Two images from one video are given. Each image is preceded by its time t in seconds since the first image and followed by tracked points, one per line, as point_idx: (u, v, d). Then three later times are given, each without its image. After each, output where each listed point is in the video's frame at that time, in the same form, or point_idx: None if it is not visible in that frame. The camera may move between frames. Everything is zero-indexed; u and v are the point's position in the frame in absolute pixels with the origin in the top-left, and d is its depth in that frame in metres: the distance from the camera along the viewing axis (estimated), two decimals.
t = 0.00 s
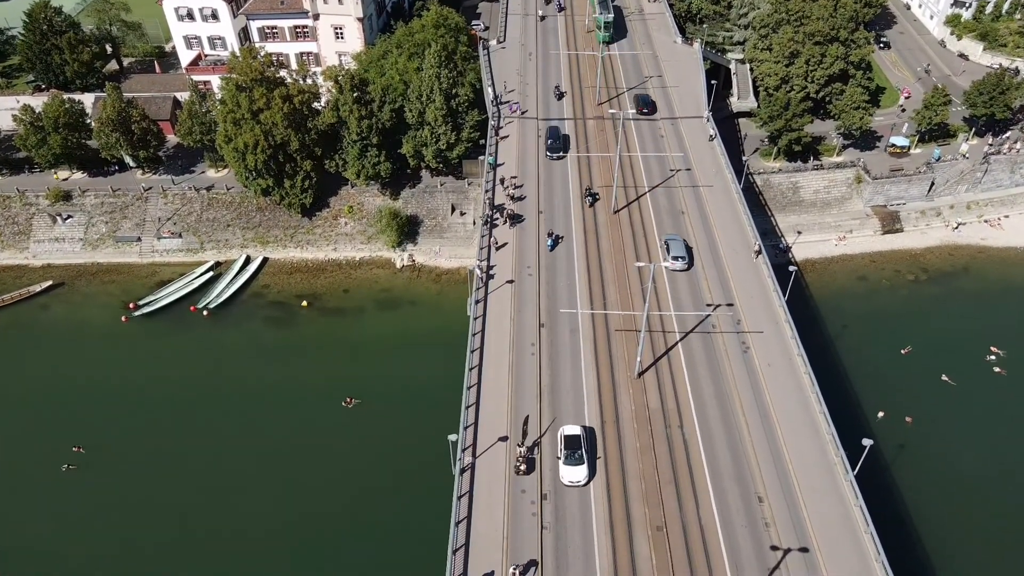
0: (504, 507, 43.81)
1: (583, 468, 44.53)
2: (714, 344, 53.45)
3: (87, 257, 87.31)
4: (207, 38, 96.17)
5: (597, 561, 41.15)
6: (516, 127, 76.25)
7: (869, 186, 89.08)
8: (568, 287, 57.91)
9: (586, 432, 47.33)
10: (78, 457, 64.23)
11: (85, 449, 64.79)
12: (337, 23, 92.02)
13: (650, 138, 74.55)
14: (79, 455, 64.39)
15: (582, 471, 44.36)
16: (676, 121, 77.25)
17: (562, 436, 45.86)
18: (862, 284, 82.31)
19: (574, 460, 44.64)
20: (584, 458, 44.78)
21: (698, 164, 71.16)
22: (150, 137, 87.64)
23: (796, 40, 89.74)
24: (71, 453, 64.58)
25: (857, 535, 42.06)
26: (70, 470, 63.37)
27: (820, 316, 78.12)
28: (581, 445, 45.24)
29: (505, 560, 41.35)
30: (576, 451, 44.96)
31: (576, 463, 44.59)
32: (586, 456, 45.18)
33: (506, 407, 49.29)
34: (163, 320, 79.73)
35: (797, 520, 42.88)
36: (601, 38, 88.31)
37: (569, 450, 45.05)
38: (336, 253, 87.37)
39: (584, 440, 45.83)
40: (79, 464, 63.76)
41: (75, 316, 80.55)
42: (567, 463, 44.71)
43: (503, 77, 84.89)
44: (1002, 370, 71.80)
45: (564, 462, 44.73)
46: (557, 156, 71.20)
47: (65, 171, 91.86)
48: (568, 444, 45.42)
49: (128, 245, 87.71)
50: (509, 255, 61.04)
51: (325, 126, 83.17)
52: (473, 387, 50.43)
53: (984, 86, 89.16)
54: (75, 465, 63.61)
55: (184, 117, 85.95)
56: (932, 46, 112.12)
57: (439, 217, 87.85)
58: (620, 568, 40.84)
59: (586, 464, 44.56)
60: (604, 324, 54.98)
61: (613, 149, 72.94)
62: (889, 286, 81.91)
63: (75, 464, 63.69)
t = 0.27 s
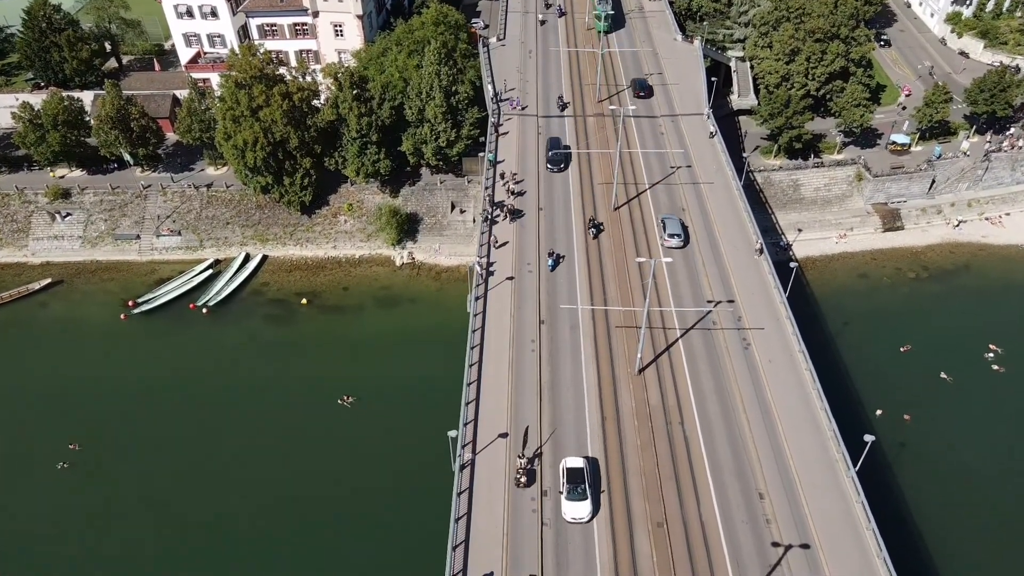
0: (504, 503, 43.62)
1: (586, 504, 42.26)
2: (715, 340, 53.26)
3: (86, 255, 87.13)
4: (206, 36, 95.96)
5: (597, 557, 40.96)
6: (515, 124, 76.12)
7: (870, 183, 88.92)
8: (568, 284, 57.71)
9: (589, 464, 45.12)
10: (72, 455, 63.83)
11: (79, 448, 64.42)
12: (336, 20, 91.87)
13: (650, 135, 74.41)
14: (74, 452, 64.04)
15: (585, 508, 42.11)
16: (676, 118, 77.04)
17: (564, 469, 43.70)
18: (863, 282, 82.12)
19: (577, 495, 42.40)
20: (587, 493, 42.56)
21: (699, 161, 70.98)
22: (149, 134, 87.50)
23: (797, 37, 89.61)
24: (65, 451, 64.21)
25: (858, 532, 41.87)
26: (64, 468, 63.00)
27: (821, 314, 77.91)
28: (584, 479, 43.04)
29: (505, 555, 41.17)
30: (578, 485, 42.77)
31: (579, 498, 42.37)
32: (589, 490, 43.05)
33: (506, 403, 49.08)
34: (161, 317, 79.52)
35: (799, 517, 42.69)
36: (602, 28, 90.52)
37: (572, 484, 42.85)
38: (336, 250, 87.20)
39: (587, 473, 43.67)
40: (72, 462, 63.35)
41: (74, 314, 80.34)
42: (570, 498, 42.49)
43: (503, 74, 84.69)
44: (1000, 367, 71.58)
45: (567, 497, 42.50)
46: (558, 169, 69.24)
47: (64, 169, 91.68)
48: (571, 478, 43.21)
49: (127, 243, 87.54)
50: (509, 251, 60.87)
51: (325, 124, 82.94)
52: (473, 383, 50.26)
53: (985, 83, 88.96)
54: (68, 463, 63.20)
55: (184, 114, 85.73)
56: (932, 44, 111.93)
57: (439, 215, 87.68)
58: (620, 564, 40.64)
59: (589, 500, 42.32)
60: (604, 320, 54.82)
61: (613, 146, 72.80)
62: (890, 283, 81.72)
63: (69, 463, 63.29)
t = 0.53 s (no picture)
0: (504, 500, 43.40)
1: (589, 540, 40.48)
2: (716, 337, 53.09)
3: (84, 253, 86.92)
4: (205, 34, 95.78)
5: (598, 554, 40.79)
6: (515, 121, 75.98)
7: (870, 181, 88.73)
8: (568, 281, 57.50)
9: (592, 495, 43.23)
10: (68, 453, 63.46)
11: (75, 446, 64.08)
12: (336, 18, 91.77)
13: (650, 132, 74.27)
14: (69, 451, 63.67)
15: (589, 543, 40.31)
16: (677, 116, 76.87)
17: (567, 501, 41.90)
18: (863, 280, 81.91)
19: (580, 530, 40.61)
20: (590, 528, 40.76)
21: (699, 158, 70.81)
22: (147, 132, 87.41)
23: (797, 35, 89.66)
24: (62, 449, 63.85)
25: (859, 529, 41.70)
26: (60, 467, 62.64)
27: (822, 312, 77.71)
28: (587, 512, 41.25)
29: (505, 552, 40.99)
30: (581, 519, 40.96)
31: (582, 533, 40.59)
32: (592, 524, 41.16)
33: (506, 400, 48.89)
34: (160, 315, 79.29)
35: (800, 513, 42.52)
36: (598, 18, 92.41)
37: (574, 518, 41.00)
38: (335, 248, 86.99)
39: (590, 506, 41.85)
40: (68, 460, 63.00)
41: (72, 311, 80.13)
42: (572, 533, 40.63)
43: (503, 72, 84.47)
44: (998, 365, 71.32)
45: (569, 532, 40.69)
46: (559, 181, 67.14)
47: (63, 167, 91.46)
48: (574, 511, 41.42)
49: (126, 241, 87.34)
50: (509, 248, 60.69)
51: (324, 121, 82.72)
52: (473, 380, 50.08)
53: (985, 81, 88.80)
54: (64, 461, 62.86)
55: (183, 112, 85.50)
56: (933, 42, 111.71)
57: (439, 213, 87.47)
58: (620, 561, 40.47)
59: (592, 535, 40.54)
60: (604, 317, 54.67)
61: (614, 143, 72.66)
62: (891, 281, 81.52)
63: (65, 461, 62.94)
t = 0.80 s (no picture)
0: (504, 498, 43.09)
1: None
2: (717, 334, 52.84)
3: (83, 251, 86.61)
4: (204, 31, 95.54)
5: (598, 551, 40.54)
6: (515, 118, 75.75)
7: (871, 179, 88.48)
8: (569, 277, 57.28)
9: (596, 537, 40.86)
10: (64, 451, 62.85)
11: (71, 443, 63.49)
12: (335, 15, 91.55)
13: (650, 129, 74.09)
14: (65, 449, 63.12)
15: None
16: (677, 113, 76.66)
17: (569, 546, 39.44)
18: (865, 277, 81.61)
19: None
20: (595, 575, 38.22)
21: (700, 154, 70.56)
22: (146, 130, 87.21)
23: (798, 33, 89.60)
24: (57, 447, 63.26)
25: (861, 526, 41.43)
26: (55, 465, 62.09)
27: (823, 309, 77.42)
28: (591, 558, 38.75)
29: (504, 550, 40.69)
30: (585, 566, 38.47)
31: None
32: (598, 572, 38.72)
33: (506, 397, 48.64)
34: (158, 313, 78.98)
35: (801, 510, 42.24)
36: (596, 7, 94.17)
37: (578, 564, 38.56)
38: (335, 246, 86.71)
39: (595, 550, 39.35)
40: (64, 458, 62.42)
41: (70, 309, 79.82)
42: None
43: (503, 69, 84.20)
44: (997, 363, 70.95)
45: None
46: (560, 198, 64.44)
47: (61, 165, 91.15)
48: (577, 556, 38.93)
49: (124, 238, 87.05)
50: (509, 245, 60.46)
51: (324, 118, 82.44)
52: (473, 376, 49.82)
53: (986, 78, 88.55)
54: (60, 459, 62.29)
55: (182, 109, 85.23)
56: (934, 40, 111.44)
57: (439, 210, 87.19)
58: (621, 558, 40.18)
59: None
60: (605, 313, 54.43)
61: (614, 140, 72.43)
62: (892, 279, 81.26)
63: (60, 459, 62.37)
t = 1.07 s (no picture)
0: (503, 496, 42.80)
1: None
2: (718, 330, 52.60)
3: (81, 249, 86.36)
4: (203, 29, 95.38)
5: (598, 547, 40.31)
6: (515, 115, 75.51)
7: (872, 176, 88.23)
8: (569, 274, 57.09)
9: None
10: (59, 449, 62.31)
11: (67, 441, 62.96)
12: (334, 12, 91.34)
13: (650, 126, 73.86)
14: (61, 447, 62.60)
15: None
16: (677, 110, 76.43)
17: None
18: (866, 275, 81.35)
19: None
20: None
21: (700, 151, 70.33)
22: (145, 128, 86.93)
23: (799, 30, 89.51)
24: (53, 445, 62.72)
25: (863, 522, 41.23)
26: (51, 463, 61.59)
27: (824, 307, 77.17)
28: None
29: (504, 547, 40.43)
30: None
31: None
32: None
33: (506, 393, 48.41)
34: (157, 311, 78.71)
35: (803, 507, 42.01)
36: None
37: None
38: (334, 244, 86.45)
39: None
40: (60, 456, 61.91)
41: (69, 307, 79.53)
42: None
43: (503, 67, 83.95)
44: (997, 360, 70.65)
45: None
46: (561, 214, 62.18)
47: (60, 163, 90.91)
48: None
49: (123, 236, 86.81)
50: (509, 241, 60.25)
51: (323, 115, 82.11)
52: (472, 373, 49.61)
53: (987, 76, 88.32)
54: (56, 457, 61.76)
55: (181, 106, 85.00)
56: (934, 38, 111.19)
57: (438, 208, 86.93)
58: (621, 555, 39.92)
59: None
60: (605, 309, 54.20)
61: (614, 136, 72.20)
62: (893, 276, 81.02)
63: (56, 457, 61.84)
